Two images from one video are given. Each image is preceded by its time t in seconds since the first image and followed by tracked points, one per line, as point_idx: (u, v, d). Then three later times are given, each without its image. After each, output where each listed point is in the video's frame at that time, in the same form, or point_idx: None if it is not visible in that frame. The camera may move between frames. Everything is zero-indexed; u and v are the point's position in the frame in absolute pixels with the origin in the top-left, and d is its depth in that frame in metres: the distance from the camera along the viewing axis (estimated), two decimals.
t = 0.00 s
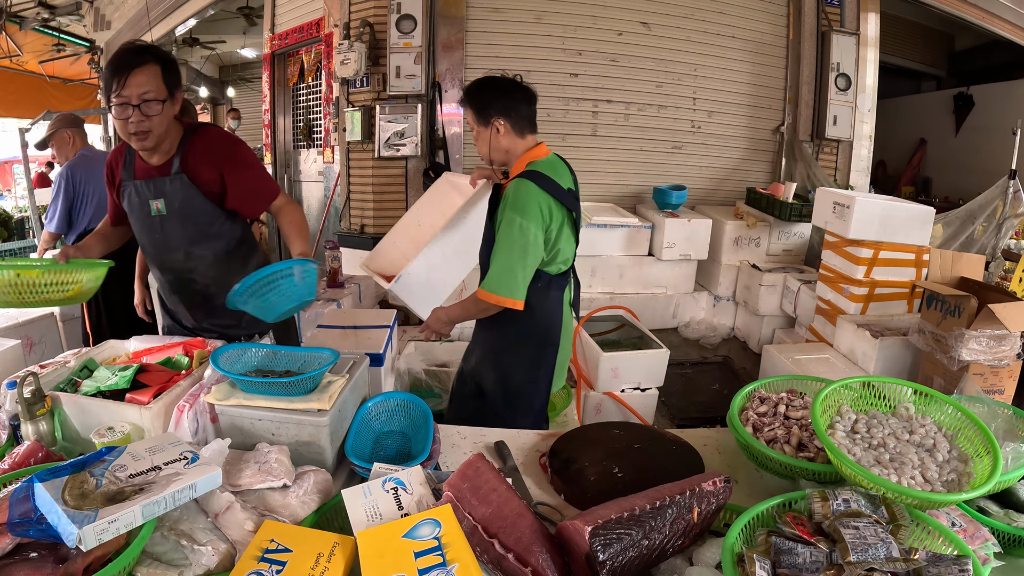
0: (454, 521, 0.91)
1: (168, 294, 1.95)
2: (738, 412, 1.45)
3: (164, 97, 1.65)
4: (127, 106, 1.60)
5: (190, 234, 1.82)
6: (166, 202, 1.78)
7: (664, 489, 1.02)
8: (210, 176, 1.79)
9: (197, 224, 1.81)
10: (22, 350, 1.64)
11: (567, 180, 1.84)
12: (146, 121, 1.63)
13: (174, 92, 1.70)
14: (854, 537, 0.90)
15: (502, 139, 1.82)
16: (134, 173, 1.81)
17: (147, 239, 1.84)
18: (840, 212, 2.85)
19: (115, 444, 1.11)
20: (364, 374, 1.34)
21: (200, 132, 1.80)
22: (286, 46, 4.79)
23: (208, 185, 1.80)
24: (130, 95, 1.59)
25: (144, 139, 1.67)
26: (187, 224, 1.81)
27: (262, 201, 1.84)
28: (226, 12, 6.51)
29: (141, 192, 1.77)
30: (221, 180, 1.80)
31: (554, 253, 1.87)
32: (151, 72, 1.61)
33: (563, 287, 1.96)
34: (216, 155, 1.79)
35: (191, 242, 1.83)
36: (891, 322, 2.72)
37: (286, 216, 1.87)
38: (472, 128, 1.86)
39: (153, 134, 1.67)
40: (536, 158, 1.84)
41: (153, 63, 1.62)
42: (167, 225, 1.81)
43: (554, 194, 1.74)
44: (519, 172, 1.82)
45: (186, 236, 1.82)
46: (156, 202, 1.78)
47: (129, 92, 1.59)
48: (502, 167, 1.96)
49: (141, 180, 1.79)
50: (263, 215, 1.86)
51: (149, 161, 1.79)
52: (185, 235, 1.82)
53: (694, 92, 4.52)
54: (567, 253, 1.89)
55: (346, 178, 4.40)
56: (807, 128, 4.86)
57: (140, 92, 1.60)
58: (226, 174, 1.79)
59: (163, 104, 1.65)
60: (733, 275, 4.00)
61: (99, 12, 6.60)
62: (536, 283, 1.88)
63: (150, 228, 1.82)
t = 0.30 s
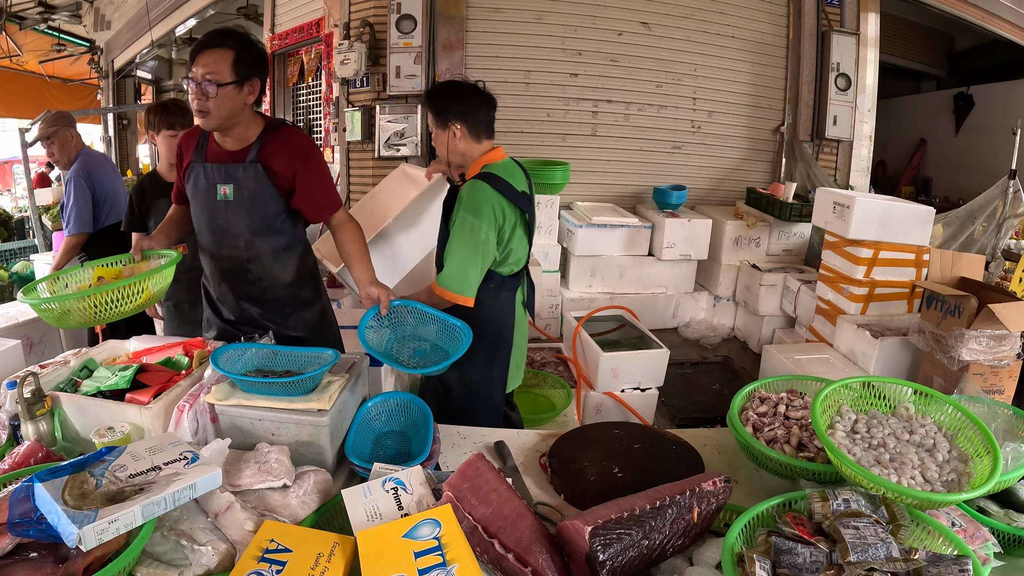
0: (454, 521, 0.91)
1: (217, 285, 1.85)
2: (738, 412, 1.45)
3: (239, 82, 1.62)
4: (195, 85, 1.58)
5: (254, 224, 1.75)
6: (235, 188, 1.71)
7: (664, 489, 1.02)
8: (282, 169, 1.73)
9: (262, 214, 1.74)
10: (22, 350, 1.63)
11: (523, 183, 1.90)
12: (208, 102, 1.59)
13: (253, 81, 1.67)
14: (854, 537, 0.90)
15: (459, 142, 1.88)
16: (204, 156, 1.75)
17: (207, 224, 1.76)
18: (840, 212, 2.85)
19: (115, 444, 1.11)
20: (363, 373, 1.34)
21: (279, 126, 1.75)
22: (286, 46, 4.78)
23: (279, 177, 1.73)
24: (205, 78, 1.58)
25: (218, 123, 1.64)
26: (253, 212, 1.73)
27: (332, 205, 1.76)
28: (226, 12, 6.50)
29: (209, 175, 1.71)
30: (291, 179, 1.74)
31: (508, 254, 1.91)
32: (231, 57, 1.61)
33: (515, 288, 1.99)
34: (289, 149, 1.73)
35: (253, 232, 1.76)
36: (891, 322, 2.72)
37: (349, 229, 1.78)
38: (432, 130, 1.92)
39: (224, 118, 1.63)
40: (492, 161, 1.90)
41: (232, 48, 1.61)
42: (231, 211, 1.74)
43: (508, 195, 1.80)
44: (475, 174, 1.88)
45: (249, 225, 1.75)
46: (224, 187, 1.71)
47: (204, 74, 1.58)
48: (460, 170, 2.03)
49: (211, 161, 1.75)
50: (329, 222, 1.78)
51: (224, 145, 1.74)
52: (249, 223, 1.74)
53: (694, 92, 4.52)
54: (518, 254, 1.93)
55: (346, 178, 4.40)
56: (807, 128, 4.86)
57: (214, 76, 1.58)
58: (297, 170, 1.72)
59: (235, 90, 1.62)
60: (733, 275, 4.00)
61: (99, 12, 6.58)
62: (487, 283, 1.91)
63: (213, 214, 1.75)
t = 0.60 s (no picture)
0: (454, 522, 0.91)
1: (239, 286, 1.76)
2: (738, 412, 1.45)
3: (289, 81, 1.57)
4: (254, 92, 1.52)
5: (287, 217, 1.68)
6: (269, 180, 1.64)
7: (665, 489, 1.02)
8: (318, 163, 1.68)
9: (295, 207, 1.67)
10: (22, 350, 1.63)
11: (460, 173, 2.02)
12: (271, 108, 1.57)
13: (298, 79, 1.62)
14: (854, 537, 0.90)
15: (401, 142, 1.98)
16: (234, 149, 1.67)
17: (235, 218, 1.67)
18: (840, 212, 2.85)
19: (115, 444, 1.11)
20: (363, 373, 1.34)
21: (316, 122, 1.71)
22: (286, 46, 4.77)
23: (314, 172, 1.69)
24: (258, 80, 1.52)
25: (261, 117, 1.58)
26: (287, 206, 1.66)
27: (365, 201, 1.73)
28: (226, 12, 6.50)
29: (242, 168, 1.64)
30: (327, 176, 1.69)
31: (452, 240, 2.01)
32: (282, 53, 1.53)
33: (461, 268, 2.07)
34: (327, 146, 1.69)
35: (285, 225, 1.68)
36: (892, 322, 2.73)
37: (373, 231, 1.71)
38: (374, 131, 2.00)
39: (269, 116, 1.58)
40: (430, 156, 2.01)
41: (282, 44, 1.54)
42: (263, 205, 1.66)
43: (449, 183, 1.92)
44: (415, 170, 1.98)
45: (283, 217, 1.67)
46: (258, 180, 1.64)
47: (256, 74, 1.50)
48: (402, 167, 2.12)
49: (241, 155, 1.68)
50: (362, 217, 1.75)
51: (256, 138, 1.67)
52: (282, 216, 1.67)
53: (694, 92, 4.52)
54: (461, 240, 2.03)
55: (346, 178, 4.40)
56: (807, 128, 4.86)
57: (266, 76, 1.52)
58: (335, 165, 1.68)
59: (286, 88, 1.57)
60: (733, 275, 4.00)
61: (99, 11, 6.56)
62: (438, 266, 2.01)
63: (242, 207, 1.66)
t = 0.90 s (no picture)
0: (454, 521, 0.91)
1: (268, 288, 1.66)
2: (738, 412, 1.45)
3: (314, 79, 1.48)
4: (271, 81, 1.43)
5: (322, 219, 1.57)
6: (304, 182, 1.53)
7: (665, 489, 1.02)
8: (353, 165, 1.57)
9: (331, 210, 1.57)
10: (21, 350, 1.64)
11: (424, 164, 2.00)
12: (289, 101, 1.46)
13: (327, 74, 1.52)
14: (854, 537, 0.90)
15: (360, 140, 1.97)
16: (265, 148, 1.57)
17: (268, 219, 1.57)
18: (840, 213, 2.85)
19: (115, 444, 1.11)
20: (363, 373, 1.34)
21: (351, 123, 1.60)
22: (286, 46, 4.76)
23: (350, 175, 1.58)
24: (276, 70, 1.43)
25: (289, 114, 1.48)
26: (322, 208, 1.56)
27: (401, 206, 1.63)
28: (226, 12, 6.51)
29: (276, 168, 1.54)
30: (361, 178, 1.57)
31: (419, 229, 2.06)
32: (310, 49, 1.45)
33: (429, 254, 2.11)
34: (364, 148, 1.57)
35: (320, 229, 1.57)
36: (892, 322, 2.73)
37: (400, 239, 1.61)
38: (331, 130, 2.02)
39: (296, 113, 1.48)
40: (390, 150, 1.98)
41: (310, 40, 1.46)
42: (298, 206, 1.55)
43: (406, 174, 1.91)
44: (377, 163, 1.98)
45: (319, 220, 1.56)
46: (291, 181, 1.53)
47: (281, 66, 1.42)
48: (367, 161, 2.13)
49: (271, 156, 1.57)
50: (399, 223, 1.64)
51: (287, 136, 1.56)
52: (317, 219, 1.56)
53: (694, 92, 4.52)
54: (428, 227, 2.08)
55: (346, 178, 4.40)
56: (807, 128, 4.86)
57: (289, 70, 1.43)
58: (371, 168, 1.57)
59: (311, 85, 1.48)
60: (733, 275, 4.00)
61: (99, 11, 6.55)
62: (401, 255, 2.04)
63: (275, 208, 1.56)
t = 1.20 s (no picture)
0: (453, 521, 0.92)
1: (316, 291, 1.68)
2: (738, 412, 1.45)
3: (369, 73, 1.51)
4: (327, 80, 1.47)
5: (373, 223, 1.60)
6: (357, 183, 1.57)
7: (665, 489, 1.02)
8: (410, 171, 1.62)
9: (383, 214, 1.60)
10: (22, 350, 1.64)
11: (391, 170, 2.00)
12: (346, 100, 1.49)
13: (384, 76, 1.55)
14: (854, 537, 0.90)
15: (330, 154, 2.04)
16: (321, 148, 1.61)
17: (318, 220, 1.60)
18: (840, 213, 2.85)
19: (115, 444, 1.11)
20: (364, 374, 1.34)
21: (409, 128, 1.65)
22: (286, 46, 4.75)
23: (405, 180, 1.63)
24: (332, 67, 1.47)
25: (344, 112, 1.52)
26: (374, 211, 1.59)
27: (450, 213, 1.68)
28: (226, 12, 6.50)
29: (331, 168, 1.57)
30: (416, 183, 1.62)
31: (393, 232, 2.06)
32: (367, 48, 1.49)
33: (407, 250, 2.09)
34: (421, 155, 1.63)
35: (370, 233, 1.61)
36: (892, 322, 2.73)
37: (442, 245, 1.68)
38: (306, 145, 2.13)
39: (350, 110, 1.52)
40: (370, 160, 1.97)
41: (366, 37, 1.50)
42: (349, 209, 1.58)
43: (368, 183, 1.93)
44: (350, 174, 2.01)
45: (369, 224, 1.60)
46: (345, 182, 1.57)
47: (333, 58, 1.47)
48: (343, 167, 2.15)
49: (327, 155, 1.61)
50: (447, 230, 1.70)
51: (346, 137, 1.62)
52: (368, 222, 1.59)
53: (694, 92, 4.52)
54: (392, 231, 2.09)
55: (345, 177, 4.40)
56: (807, 128, 4.86)
57: (345, 64, 1.47)
58: (426, 175, 1.63)
59: (367, 82, 1.51)
60: (733, 275, 4.00)
61: (99, 11, 6.55)
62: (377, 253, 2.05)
63: (326, 209, 1.58)
